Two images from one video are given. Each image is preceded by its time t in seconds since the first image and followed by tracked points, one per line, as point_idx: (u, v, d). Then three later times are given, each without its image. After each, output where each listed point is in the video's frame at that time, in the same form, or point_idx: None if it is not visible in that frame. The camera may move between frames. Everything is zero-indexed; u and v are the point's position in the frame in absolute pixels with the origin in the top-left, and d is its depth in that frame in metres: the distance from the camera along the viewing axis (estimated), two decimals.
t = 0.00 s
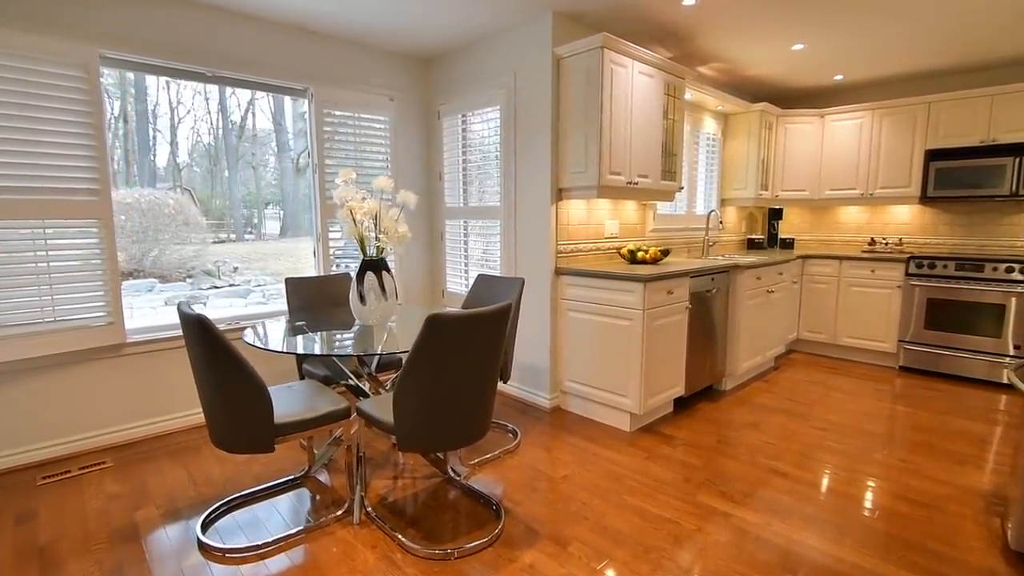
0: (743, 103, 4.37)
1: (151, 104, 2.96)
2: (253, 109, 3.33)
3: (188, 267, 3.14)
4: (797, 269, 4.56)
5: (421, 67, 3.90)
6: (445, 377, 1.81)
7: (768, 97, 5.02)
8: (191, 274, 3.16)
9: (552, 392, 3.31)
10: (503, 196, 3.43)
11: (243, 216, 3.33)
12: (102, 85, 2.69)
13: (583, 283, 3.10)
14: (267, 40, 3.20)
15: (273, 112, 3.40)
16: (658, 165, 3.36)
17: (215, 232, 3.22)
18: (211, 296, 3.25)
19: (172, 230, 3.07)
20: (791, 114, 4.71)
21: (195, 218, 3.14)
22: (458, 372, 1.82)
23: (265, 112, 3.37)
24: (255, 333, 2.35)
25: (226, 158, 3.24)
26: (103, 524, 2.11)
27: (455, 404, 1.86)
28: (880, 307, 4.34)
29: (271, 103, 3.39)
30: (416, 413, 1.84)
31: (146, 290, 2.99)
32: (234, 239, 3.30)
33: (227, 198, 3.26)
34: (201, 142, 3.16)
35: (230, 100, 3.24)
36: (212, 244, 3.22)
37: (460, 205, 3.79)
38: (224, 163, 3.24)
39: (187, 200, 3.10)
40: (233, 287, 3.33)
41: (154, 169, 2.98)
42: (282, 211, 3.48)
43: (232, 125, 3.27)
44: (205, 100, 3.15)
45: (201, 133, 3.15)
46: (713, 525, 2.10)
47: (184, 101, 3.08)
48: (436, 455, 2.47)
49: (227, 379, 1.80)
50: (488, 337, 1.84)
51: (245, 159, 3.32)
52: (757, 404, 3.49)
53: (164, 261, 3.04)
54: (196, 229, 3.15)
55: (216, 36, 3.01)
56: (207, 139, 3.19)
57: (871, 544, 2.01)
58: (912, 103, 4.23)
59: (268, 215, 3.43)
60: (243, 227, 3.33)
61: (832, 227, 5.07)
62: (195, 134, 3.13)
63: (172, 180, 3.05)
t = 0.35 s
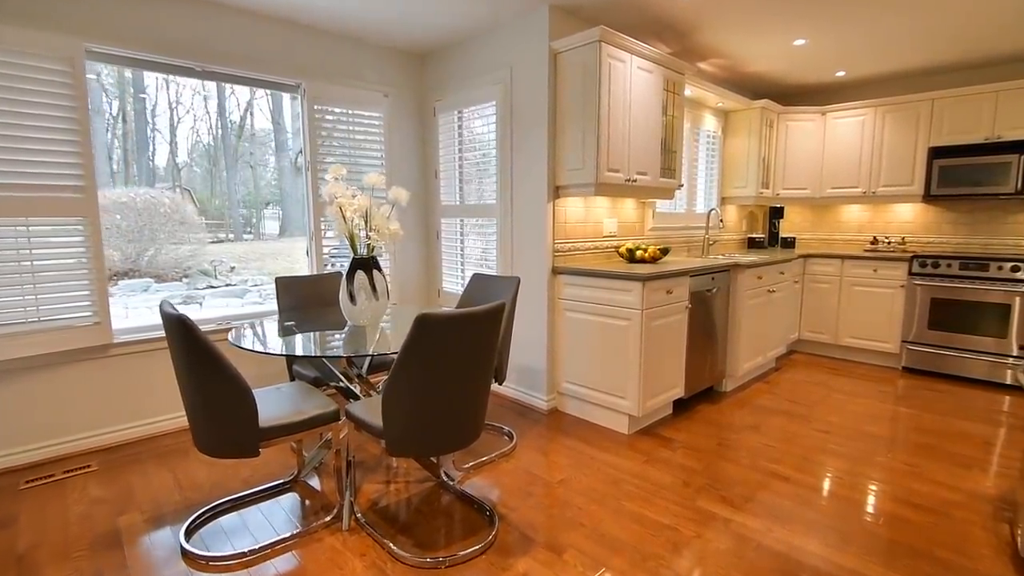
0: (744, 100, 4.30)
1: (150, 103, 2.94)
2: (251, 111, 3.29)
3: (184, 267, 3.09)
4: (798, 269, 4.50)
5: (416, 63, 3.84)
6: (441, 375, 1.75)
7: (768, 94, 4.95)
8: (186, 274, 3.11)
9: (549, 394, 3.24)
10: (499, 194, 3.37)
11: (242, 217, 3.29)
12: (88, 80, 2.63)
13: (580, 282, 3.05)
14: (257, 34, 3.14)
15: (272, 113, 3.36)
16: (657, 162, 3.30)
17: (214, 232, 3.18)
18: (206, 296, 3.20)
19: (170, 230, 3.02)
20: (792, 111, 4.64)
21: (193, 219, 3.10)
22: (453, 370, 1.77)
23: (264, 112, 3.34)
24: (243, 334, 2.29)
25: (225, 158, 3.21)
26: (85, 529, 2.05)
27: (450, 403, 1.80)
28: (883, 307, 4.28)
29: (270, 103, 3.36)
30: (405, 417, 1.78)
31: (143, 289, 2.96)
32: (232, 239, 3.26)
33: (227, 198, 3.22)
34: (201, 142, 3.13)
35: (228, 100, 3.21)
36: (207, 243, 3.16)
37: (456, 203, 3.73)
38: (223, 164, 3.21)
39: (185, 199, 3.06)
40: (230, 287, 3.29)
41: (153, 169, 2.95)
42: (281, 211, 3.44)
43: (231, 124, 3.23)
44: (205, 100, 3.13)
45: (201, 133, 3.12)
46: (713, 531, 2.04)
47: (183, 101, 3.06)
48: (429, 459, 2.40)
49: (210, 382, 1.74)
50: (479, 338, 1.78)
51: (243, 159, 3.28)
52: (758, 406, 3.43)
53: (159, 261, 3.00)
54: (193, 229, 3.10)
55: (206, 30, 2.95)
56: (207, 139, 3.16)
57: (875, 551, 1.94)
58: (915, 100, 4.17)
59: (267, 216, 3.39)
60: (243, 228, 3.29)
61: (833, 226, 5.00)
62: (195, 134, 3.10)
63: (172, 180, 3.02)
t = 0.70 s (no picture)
0: (747, 97, 4.23)
1: (149, 101, 2.91)
2: (250, 110, 3.24)
3: (179, 267, 3.04)
4: (802, 269, 4.43)
5: (414, 58, 3.77)
6: (439, 375, 1.68)
7: (772, 91, 4.88)
8: (181, 273, 3.05)
9: (549, 396, 3.17)
10: (497, 191, 3.30)
11: (239, 216, 3.23)
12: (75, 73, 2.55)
13: (579, 281, 2.98)
14: (250, 27, 3.06)
15: (271, 111, 3.32)
16: (659, 159, 3.23)
17: (210, 232, 3.13)
18: (202, 296, 3.14)
19: (165, 229, 2.98)
20: (795, 108, 4.57)
21: (190, 218, 3.05)
22: (453, 370, 1.70)
23: (263, 111, 3.29)
24: (231, 336, 2.22)
25: (224, 158, 3.17)
26: (67, 537, 1.98)
27: (449, 405, 1.74)
28: (888, 307, 4.21)
29: (269, 101, 3.31)
30: (398, 421, 1.70)
31: (139, 288, 2.91)
32: (230, 239, 3.21)
33: (226, 198, 3.18)
34: (201, 142, 3.10)
35: (226, 99, 3.17)
36: (203, 242, 3.10)
37: (453, 201, 3.66)
38: (222, 164, 3.16)
39: (182, 198, 3.02)
40: (226, 287, 3.23)
41: (153, 168, 2.92)
42: (280, 211, 3.38)
43: (230, 124, 3.20)
44: (204, 99, 3.10)
45: (200, 132, 3.09)
46: (717, 540, 1.96)
47: (182, 100, 3.03)
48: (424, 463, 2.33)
49: (193, 384, 1.66)
50: (475, 339, 1.71)
51: (242, 158, 3.23)
52: (761, 409, 3.35)
53: (155, 260, 2.95)
54: (189, 228, 3.05)
55: (196, 22, 2.87)
56: (207, 138, 3.12)
57: (886, 561, 1.87)
58: (921, 97, 4.10)
59: (265, 216, 3.32)
60: (241, 227, 3.24)
61: (837, 225, 4.93)
62: (194, 133, 3.07)
63: (171, 179, 2.98)
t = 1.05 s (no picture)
0: (753, 93, 4.14)
1: (147, 99, 2.81)
2: (248, 107, 3.14)
3: (174, 266, 2.94)
4: (808, 269, 4.35)
5: (413, 52, 3.68)
6: (440, 381, 1.59)
7: (777, 88, 4.79)
8: (176, 272, 2.95)
9: (551, 400, 3.08)
10: (498, 189, 3.20)
11: (237, 216, 3.14)
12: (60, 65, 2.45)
13: (583, 282, 2.89)
14: (243, 18, 2.96)
15: (269, 108, 3.20)
16: (665, 156, 3.14)
17: (206, 231, 3.03)
18: (197, 295, 3.04)
19: (160, 228, 2.88)
20: (801, 105, 4.49)
21: (185, 216, 2.95)
22: (456, 372, 1.61)
23: (261, 109, 3.18)
24: (222, 338, 2.12)
25: (221, 156, 3.06)
26: (47, 549, 1.88)
27: (450, 409, 1.64)
28: (896, 309, 4.13)
29: (267, 97, 3.20)
30: (396, 430, 1.61)
31: (134, 287, 2.82)
32: (225, 238, 3.11)
33: (222, 196, 3.07)
34: (198, 141, 2.99)
35: (223, 95, 3.06)
36: (199, 242, 3.00)
37: (453, 199, 3.57)
38: (220, 162, 3.06)
39: (178, 196, 2.92)
40: (221, 286, 3.13)
41: (149, 167, 2.82)
42: (277, 210, 3.28)
43: (227, 123, 3.09)
44: (201, 96, 2.99)
45: (198, 131, 2.99)
46: (728, 552, 1.88)
47: (180, 98, 2.92)
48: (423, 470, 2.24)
49: (177, 389, 1.57)
50: (477, 342, 1.61)
51: (240, 157, 3.13)
52: (768, 413, 3.27)
53: (149, 259, 2.85)
54: (185, 228, 2.95)
55: (187, 13, 2.77)
56: (205, 138, 3.02)
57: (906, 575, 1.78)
58: (929, 94, 4.02)
59: (263, 215, 3.23)
60: (237, 226, 3.14)
61: (843, 225, 4.85)
62: (192, 131, 2.97)
63: (168, 177, 2.88)
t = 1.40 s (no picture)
0: (755, 92, 4.06)
1: (136, 97, 2.69)
2: (240, 105, 3.03)
3: (162, 267, 2.81)
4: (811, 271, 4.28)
5: (408, 47, 3.57)
6: (439, 394, 1.49)
7: (778, 87, 4.72)
8: (164, 273, 2.82)
9: (552, 407, 2.98)
10: (496, 188, 3.10)
11: (228, 216, 3.01)
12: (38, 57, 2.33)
13: (585, 284, 2.79)
14: (231, 9, 2.83)
15: (262, 105, 3.11)
16: (669, 155, 3.05)
17: (195, 231, 2.90)
18: (185, 298, 2.91)
19: (147, 228, 2.75)
20: (803, 104, 4.42)
21: (174, 215, 2.83)
22: (456, 384, 1.51)
23: (253, 107, 3.08)
24: (207, 345, 2.01)
25: (212, 155, 2.95)
26: (18, 571, 1.76)
27: (451, 423, 1.54)
28: (900, 311, 4.06)
29: (259, 95, 3.09)
30: (392, 446, 1.51)
31: (120, 288, 2.69)
32: (215, 238, 2.98)
33: (212, 196, 2.96)
34: (189, 140, 2.88)
35: (215, 94, 2.95)
36: (188, 242, 2.88)
37: (450, 198, 3.46)
38: (210, 161, 2.95)
39: (167, 196, 2.80)
40: (210, 288, 3.00)
41: (137, 165, 2.71)
42: (269, 210, 3.16)
43: (218, 121, 2.97)
44: (191, 94, 2.88)
45: (189, 130, 2.87)
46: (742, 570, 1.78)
47: (171, 97, 2.81)
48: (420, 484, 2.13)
49: (156, 404, 1.46)
50: (478, 351, 1.51)
51: (231, 156, 3.01)
52: (775, 419, 3.19)
53: (137, 260, 2.73)
54: (173, 228, 2.83)
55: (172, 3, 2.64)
56: (196, 137, 2.91)
57: None
58: (934, 93, 3.96)
59: (254, 215, 3.11)
60: (228, 226, 3.02)
61: (845, 226, 4.78)
62: (182, 130, 2.85)
63: (157, 176, 2.77)
